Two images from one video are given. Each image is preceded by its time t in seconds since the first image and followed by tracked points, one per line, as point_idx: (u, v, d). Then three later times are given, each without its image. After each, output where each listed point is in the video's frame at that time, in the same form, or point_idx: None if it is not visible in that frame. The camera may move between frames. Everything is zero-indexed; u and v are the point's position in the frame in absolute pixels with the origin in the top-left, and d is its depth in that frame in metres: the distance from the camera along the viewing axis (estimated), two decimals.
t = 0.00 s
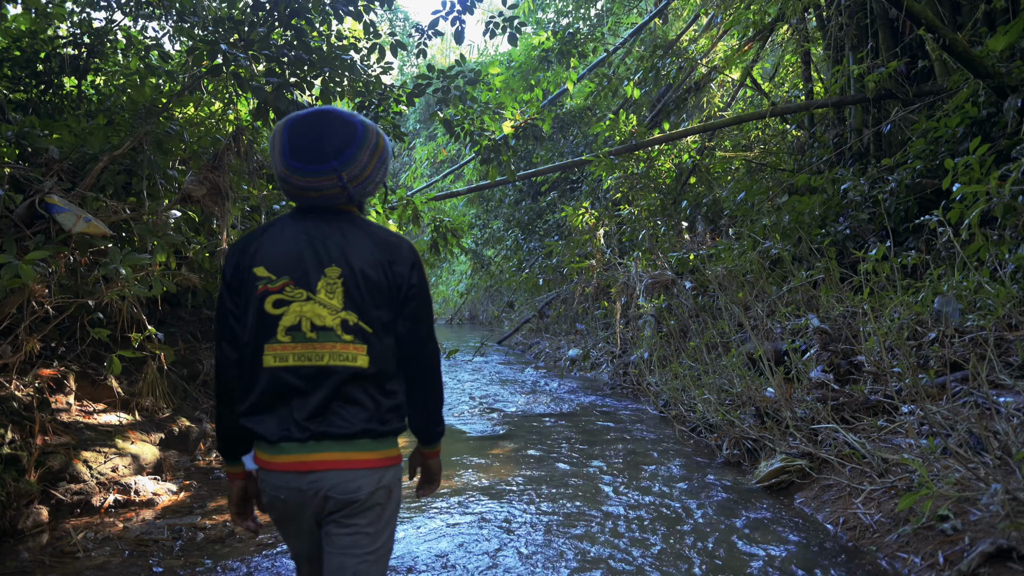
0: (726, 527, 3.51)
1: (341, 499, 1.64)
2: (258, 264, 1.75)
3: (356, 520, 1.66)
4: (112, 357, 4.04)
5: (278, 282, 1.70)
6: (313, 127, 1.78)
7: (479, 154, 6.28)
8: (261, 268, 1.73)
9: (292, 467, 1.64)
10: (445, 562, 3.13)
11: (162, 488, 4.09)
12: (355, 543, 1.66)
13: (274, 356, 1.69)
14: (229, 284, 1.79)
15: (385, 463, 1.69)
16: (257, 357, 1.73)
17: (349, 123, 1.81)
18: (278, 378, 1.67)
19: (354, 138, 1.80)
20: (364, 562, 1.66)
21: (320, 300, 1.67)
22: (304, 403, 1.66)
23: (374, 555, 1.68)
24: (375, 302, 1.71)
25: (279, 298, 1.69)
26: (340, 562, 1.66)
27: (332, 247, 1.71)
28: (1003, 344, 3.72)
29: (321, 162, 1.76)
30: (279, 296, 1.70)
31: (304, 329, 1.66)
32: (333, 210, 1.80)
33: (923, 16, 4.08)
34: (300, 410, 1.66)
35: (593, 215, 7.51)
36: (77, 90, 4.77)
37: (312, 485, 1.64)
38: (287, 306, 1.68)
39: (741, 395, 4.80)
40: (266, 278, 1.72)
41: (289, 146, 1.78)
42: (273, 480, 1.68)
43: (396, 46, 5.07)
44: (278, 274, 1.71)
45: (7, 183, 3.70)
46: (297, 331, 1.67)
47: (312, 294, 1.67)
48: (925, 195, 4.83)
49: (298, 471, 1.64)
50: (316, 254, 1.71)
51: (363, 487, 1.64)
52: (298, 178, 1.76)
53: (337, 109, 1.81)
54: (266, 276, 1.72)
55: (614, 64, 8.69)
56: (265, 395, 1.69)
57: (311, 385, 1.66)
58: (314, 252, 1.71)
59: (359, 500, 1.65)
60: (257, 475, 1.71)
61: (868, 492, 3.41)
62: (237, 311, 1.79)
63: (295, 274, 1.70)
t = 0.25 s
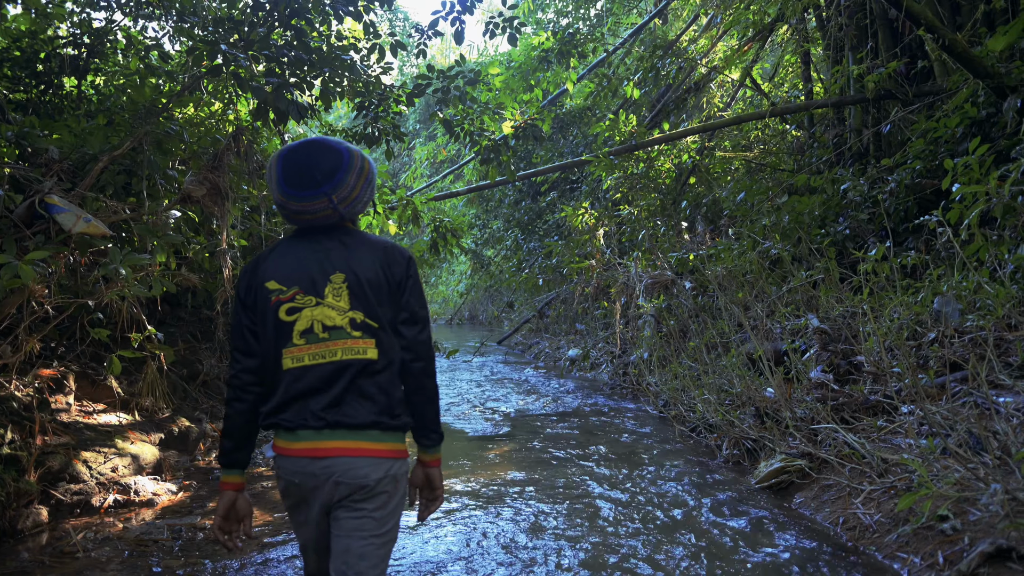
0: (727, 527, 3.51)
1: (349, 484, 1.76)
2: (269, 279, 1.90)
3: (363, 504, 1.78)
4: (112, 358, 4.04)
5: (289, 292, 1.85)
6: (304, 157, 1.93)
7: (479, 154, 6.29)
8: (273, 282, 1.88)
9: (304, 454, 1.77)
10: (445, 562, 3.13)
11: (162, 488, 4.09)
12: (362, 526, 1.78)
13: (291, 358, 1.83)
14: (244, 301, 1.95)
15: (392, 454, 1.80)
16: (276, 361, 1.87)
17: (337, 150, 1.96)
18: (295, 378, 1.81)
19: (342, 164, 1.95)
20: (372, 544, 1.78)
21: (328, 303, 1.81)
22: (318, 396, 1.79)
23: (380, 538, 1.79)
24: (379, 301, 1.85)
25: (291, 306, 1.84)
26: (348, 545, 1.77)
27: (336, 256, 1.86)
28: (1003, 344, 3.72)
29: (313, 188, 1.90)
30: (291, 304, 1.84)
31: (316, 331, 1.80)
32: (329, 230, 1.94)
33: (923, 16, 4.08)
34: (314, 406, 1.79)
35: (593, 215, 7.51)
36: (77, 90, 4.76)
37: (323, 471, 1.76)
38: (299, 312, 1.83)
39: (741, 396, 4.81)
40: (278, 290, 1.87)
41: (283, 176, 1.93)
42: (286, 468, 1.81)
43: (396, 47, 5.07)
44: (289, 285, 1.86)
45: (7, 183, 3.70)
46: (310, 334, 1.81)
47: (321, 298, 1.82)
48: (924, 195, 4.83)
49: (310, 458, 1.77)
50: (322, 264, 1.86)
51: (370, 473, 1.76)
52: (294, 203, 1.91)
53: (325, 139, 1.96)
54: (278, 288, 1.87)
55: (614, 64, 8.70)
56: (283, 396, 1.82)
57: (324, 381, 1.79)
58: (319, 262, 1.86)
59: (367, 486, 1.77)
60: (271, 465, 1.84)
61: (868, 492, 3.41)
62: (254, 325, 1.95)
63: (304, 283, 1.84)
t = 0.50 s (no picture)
0: (727, 528, 3.50)
1: (351, 462, 2.04)
2: (278, 273, 2.21)
3: (363, 480, 2.05)
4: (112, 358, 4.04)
5: (295, 284, 2.16)
6: (304, 158, 2.20)
7: (479, 154, 6.29)
8: (281, 275, 2.19)
9: (311, 435, 2.07)
10: (444, 561, 3.14)
11: (162, 488, 4.09)
12: (363, 499, 2.05)
13: (298, 342, 2.14)
14: (255, 293, 2.26)
15: (389, 436, 2.07)
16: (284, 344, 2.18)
17: (335, 151, 2.23)
18: (304, 359, 2.12)
19: (340, 163, 2.21)
20: (371, 519, 2.04)
21: (329, 292, 2.11)
22: (322, 377, 2.09)
23: (381, 510, 2.05)
24: (375, 287, 2.13)
25: (298, 296, 2.15)
26: (353, 514, 2.06)
27: (334, 250, 2.15)
28: (1003, 344, 3.73)
29: (313, 188, 2.17)
30: (298, 294, 2.15)
31: (320, 317, 2.10)
32: (328, 226, 2.23)
33: (924, 16, 4.08)
34: (320, 386, 2.08)
35: (593, 215, 7.50)
36: (77, 90, 4.76)
37: (327, 450, 2.05)
38: (305, 301, 2.13)
39: (741, 396, 4.81)
40: (285, 282, 2.18)
41: (285, 176, 2.21)
42: (295, 446, 2.10)
43: (397, 46, 5.07)
44: (295, 277, 2.17)
45: (7, 183, 3.70)
46: (315, 320, 2.11)
47: (323, 289, 2.12)
48: (925, 195, 4.83)
49: (316, 437, 2.07)
50: (322, 258, 2.15)
51: (369, 452, 2.04)
52: (295, 201, 2.19)
53: (323, 141, 2.24)
54: (286, 281, 2.18)
55: (614, 64, 8.69)
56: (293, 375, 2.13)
57: (329, 361, 2.10)
58: (321, 256, 2.16)
59: (367, 464, 2.04)
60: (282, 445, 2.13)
61: (868, 493, 3.41)
62: (265, 314, 2.26)
63: (308, 275, 2.15)
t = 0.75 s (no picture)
0: (727, 528, 3.50)
1: (361, 449, 2.14)
2: (280, 265, 2.30)
3: (374, 464, 2.16)
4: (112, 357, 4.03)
5: (295, 277, 2.24)
6: (310, 148, 2.26)
7: (479, 154, 6.29)
8: (282, 267, 2.27)
9: (319, 425, 2.15)
10: (445, 561, 3.14)
11: (162, 488, 4.09)
12: (376, 481, 2.17)
13: (296, 333, 2.23)
14: (260, 283, 2.36)
15: (391, 422, 2.18)
16: (284, 335, 2.27)
17: (341, 143, 2.28)
18: (301, 349, 2.21)
19: (344, 156, 2.27)
20: (382, 498, 2.18)
21: (326, 286, 2.18)
22: (322, 369, 2.18)
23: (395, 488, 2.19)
24: (368, 283, 2.19)
25: (297, 289, 2.23)
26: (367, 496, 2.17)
27: (333, 244, 2.23)
28: (1003, 344, 3.73)
29: (316, 181, 2.24)
30: (297, 287, 2.24)
31: (316, 310, 2.18)
32: (330, 217, 2.30)
33: (924, 16, 4.08)
34: (318, 377, 2.18)
35: (593, 215, 7.50)
36: (77, 89, 4.76)
37: (337, 438, 2.14)
38: (303, 294, 2.22)
39: (741, 395, 4.81)
40: (287, 274, 2.27)
41: (290, 164, 2.27)
42: (302, 437, 2.18)
43: (397, 46, 5.07)
44: (295, 270, 2.25)
45: (7, 183, 3.70)
46: (312, 312, 2.19)
47: (321, 283, 2.19)
48: (925, 195, 4.83)
49: (324, 427, 2.15)
50: (321, 252, 2.23)
51: (378, 437, 2.15)
52: (299, 190, 2.26)
53: (331, 133, 2.29)
54: (287, 274, 2.27)
55: (614, 64, 8.69)
56: (292, 364, 2.23)
57: (325, 353, 2.19)
58: (320, 249, 2.24)
59: (377, 448, 2.15)
60: (288, 436, 2.21)
61: (868, 492, 3.41)
62: (269, 303, 2.36)
63: (308, 269, 2.23)
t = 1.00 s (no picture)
0: (727, 528, 3.50)
1: (369, 447, 2.18)
2: (293, 265, 2.31)
3: (382, 460, 2.20)
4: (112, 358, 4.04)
5: (308, 278, 2.26)
6: (336, 160, 2.30)
7: (479, 154, 6.29)
8: (296, 268, 2.28)
9: (327, 423, 2.18)
10: (447, 561, 3.14)
11: (162, 488, 4.09)
12: (383, 477, 2.22)
13: (306, 334, 2.24)
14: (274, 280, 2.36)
15: (396, 422, 2.21)
16: (293, 334, 2.29)
17: (367, 158, 2.31)
18: (310, 350, 2.23)
19: (368, 170, 2.30)
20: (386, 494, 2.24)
21: (338, 290, 2.21)
22: (330, 369, 2.21)
23: (400, 484, 2.24)
24: (379, 289, 2.21)
25: (309, 291, 2.24)
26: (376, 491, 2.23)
27: (347, 250, 2.25)
28: (1003, 344, 3.73)
29: (338, 196, 2.27)
30: (309, 288, 2.25)
31: (327, 313, 2.21)
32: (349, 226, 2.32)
33: (923, 16, 4.07)
34: (326, 377, 2.20)
35: (593, 215, 7.51)
36: (78, 90, 4.77)
37: (345, 436, 2.18)
38: (315, 295, 2.23)
39: (741, 395, 4.81)
40: (300, 275, 2.27)
41: (315, 174, 2.29)
42: (310, 435, 2.20)
43: (396, 47, 5.07)
44: (309, 271, 2.26)
45: (8, 183, 3.70)
46: (323, 314, 2.22)
47: (333, 286, 2.21)
48: (925, 194, 4.83)
49: (333, 426, 2.18)
50: (336, 256, 2.25)
51: (386, 435, 2.20)
52: (322, 201, 2.28)
53: (357, 146, 2.32)
54: (300, 274, 2.28)
55: (614, 65, 8.69)
56: (300, 364, 2.25)
57: (334, 355, 2.22)
58: (336, 254, 2.25)
59: (385, 445, 2.20)
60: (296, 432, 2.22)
61: (868, 492, 3.41)
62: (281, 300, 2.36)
63: (321, 271, 2.24)
